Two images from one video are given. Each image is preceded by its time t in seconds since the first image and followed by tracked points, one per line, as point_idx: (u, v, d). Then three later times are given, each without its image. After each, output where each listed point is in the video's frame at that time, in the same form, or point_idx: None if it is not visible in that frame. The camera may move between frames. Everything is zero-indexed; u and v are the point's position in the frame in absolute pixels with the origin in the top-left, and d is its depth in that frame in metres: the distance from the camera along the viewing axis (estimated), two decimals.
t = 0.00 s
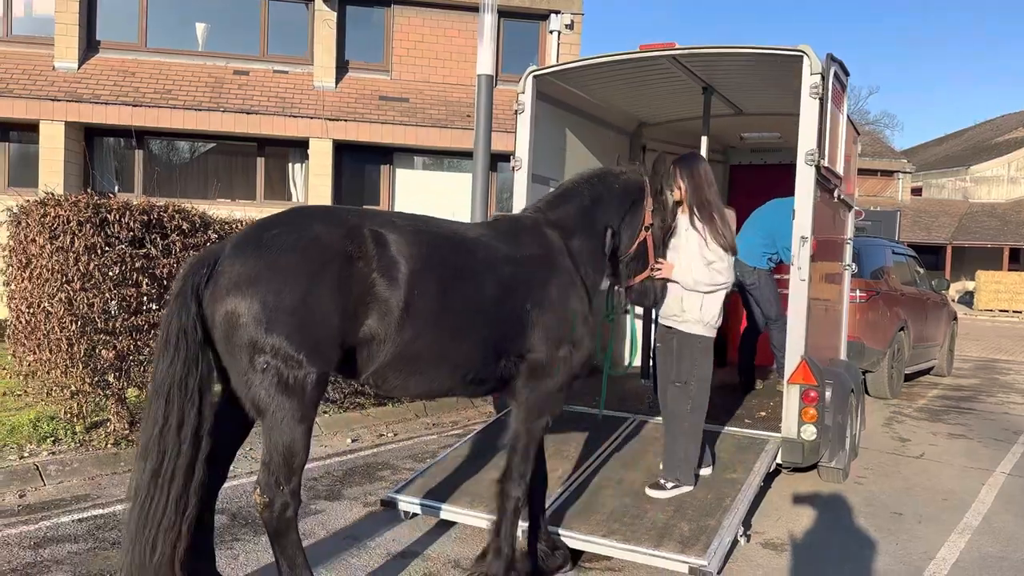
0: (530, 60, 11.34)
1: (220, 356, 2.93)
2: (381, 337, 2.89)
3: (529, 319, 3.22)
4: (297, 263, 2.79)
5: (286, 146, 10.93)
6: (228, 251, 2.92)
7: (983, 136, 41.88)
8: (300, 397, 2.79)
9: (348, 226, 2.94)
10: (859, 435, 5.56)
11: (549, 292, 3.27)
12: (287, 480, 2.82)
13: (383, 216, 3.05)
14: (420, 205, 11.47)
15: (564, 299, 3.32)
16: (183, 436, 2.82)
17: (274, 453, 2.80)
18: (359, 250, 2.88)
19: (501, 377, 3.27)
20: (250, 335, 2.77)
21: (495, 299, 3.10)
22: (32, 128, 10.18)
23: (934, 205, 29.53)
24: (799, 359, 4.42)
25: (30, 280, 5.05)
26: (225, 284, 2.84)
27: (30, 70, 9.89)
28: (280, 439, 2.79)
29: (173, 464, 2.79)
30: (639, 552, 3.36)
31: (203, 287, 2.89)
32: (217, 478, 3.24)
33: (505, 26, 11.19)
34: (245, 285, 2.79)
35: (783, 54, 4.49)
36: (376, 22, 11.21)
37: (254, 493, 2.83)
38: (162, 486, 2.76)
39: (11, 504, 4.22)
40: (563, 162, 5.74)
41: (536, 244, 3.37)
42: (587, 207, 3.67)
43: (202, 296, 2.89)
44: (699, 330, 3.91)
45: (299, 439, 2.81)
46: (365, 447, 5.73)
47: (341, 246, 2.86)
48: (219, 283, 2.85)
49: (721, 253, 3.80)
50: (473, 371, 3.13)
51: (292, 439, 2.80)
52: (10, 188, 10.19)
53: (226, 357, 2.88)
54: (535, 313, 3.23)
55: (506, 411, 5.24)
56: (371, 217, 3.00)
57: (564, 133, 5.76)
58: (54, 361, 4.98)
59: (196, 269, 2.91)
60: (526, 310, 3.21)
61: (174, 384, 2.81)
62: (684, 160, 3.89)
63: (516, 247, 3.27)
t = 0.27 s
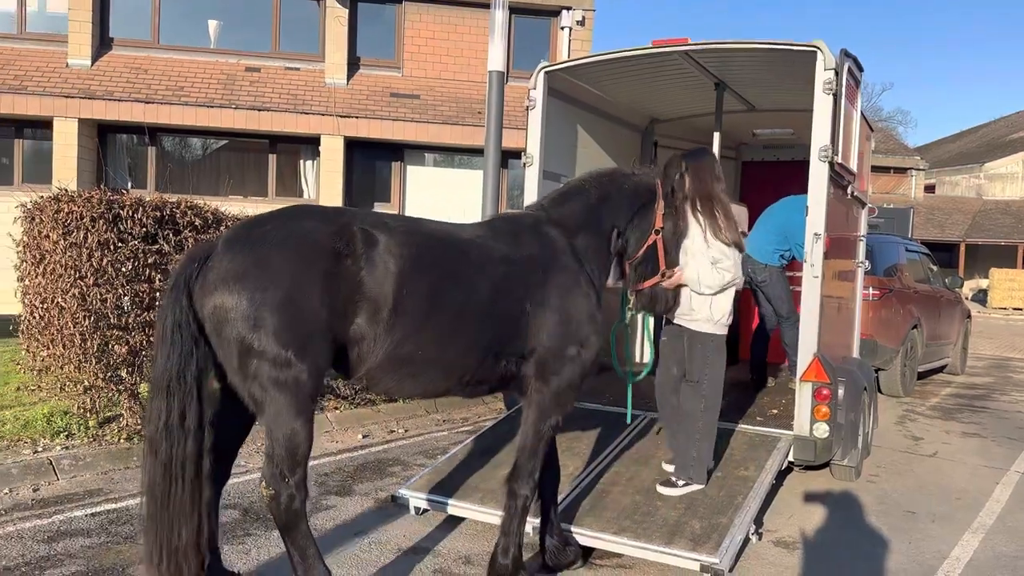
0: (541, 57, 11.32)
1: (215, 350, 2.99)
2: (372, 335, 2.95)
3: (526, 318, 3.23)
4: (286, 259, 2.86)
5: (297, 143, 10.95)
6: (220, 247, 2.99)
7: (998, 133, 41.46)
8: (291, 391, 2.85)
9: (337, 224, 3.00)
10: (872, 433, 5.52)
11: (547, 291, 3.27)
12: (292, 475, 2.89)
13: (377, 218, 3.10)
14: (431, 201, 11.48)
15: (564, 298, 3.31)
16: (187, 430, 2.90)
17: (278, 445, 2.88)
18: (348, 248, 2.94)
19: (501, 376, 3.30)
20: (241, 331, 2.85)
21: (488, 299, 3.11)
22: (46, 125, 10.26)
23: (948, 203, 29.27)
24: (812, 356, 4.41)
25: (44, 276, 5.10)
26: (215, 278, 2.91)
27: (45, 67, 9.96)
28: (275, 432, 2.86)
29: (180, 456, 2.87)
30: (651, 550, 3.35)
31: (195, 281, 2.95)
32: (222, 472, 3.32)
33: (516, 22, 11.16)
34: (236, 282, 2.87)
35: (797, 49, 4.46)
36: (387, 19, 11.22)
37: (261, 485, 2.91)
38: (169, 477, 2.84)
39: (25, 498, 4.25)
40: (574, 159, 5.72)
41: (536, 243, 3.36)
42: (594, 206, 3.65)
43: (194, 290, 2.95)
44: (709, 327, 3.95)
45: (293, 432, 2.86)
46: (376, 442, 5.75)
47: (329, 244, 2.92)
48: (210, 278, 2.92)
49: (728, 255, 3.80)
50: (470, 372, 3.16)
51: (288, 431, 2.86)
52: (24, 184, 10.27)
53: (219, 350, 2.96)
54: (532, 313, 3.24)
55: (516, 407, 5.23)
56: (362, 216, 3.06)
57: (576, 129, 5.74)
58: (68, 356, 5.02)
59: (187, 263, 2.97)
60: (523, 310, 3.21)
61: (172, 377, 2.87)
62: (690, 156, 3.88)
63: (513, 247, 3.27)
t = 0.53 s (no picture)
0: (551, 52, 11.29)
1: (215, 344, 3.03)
2: (374, 335, 2.97)
3: (529, 316, 3.23)
4: (287, 257, 2.89)
5: (307, 140, 10.97)
6: (221, 242, 3.00)
7: (1012, 127, 41.07)
8: (290, 389, 2.88)
9: (338, 224, 3.01)
10: (884, 429, 5.49)
11: (552, 288, 3.27)
12: (272, 457, 2.90)
13: (377, 218, 3.10)
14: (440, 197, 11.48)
15: (569, 297, 3.30)
16: (190, 423, 2.94)
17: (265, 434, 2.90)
18: (348, 249, 2.95)
19: (503, 375, 3.33)
20: (243, 328, 2.89)
21: (490, 300, 3.12)
22: (58, 122, 10.32)
23: (961, 198, 29.05)
24: (824, 352, 4.38)
25: (57, 272, 5.16)
26: (215, 274, 2.93)
27: (56, 64, 10.02)
28: (271, 426, 2.90)
29: (185, 450, 2.90)
30: (662, 546, 3.34)
31: (195, 276, 2.97)
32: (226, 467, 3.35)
33: (526, 17, 11.13)
34: (236, 279, 2.89)
35: (809, 43, 4.42)
36: (397, 15, 11.22)
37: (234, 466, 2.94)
38: (175, 468, 2.86)
39: (39, 493, 4.29)
40: (584, 154, 5.70)
41: (541, 241, 3.36)
42: (602, 201, 3.66)
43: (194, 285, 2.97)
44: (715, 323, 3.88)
45: (291, 425, 2.90)
46: (387, 438, 5.76)
47: (330, 245, 2.93)
48: (210, 273, 2.94)
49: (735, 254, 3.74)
50: (472, 371, 3.19)
51: (282, 424, 2.89)
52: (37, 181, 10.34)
53: (220, 346, 3.00)
54: (537, 312, 3.24)
55: (525, 403, 5.23)
56: (362, 217, 3.06)
57: (586, 125, 5.72)
58: (81, 352, 5.08)
59: (188, 259, 2.99)
60: (526, 309, 3.22)
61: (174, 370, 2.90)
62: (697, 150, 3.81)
63: (516, 245, 3.28)
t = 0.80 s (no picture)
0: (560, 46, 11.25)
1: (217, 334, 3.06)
2: (376, 332, 2.99)
3: (538, 311, 3.23)
4: (287, 251, 2.87)
5: (316, 135, 10.98)
6: (226, 234, 3.01)
7: None
8: (281, 384, 2.88)
9: (345, 220, 3.00)
10: (896, 423, 5.46)
11: (560, 283, 3.26)
12: (227, 434, 2.87)
13: (383, 215, 3.10)
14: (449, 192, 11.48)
15: (577, 292, 3.29)
16: (185, 411, 3.02)
17: (226, 422, 2.88)
18: (353, 247, 2.95)
19: (513, 371, 3.32)
20: (240, 321, 2.89)
21: (497, 295, 3.12)
22: (68, 118, 10.37)
23: (972, 191, 28.84)
24: (835, 346, 4.37)
25: (68, 267, 5.16)
26: (218, 265, 2.94)
27: (66, 61, 10.06)
28: (246, 417, 2.88)
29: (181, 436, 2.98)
30: (673, 540, 3.34)
31: (199, 266, 3.00)
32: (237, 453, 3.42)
33: (534, 11, 11.10)
34: (237, 271, 2.89)
35: (820, 35, 4.39)
36: (405, 9, 11.20)
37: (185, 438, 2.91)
38: (164, 454, 2.94)
39: (51, 487, 4.32)
40: (593, 148, 5.68)
41: (550, 235, 3.35)
42: (611, 197, 3.65)
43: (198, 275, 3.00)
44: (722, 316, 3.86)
45: (269, 418, 2.92)
46: (396, 432, 5.78)
47: (334, 241, 2.92)
48: (213, 263, 2.96)
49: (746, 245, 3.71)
50: (480, 368, 3.19)
51: (250, 413, 2.88)
52: (48, 178, 10.40)
53: (217, 337, 3.01)
54: (545, 306, 3.23)
55: (535, 397, 5.23)
56: (370, 213, 3.07)
57: (595, 118, 5.70)
58: (93, 347, 5.10)
59: (195, 248, 3.02)
60: (534, 303, 3.21)
61: (179, 360, 2.99)
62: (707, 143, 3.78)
63: (524, 240, 3.27)
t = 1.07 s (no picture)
0: (568, 39, 11.23)
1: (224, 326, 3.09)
2: (382, 325, 3.00)
3: (546, 305, 3.24)
4: (295, 245, 2.90)
5: (325, 131, 11.01)
6: (233, 226, 3.03)
7: None
8: (290, 376, 2.90)
9: (351, 212, 3.02)
10: (906, 415, 5.45)
11: (568, 277, 3.27)
12: (251, 436, 2.93)
13: (391, 208, 3.12)
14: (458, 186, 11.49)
15: (584, 285, 3.30)
16: (193, 405, 3.05)
17: (247, 424, 2.92)
18: (359, 239, 2.96)
19: (520, 363, 3.33)
20: (248, 313, 2.91)
21: (504, 288, 3.13)
22: (79, 115, 10.44)
23: (984, 183, 28.62)
24: (845, 338, 4.37)
25: (80, 262, 5.20)
26: (225, 257, 2.96)
27: (77, 57, 10.13)
28: (259, 413, 2.92)
29: (186, 427, 3.02)
30: (682, 531, 3.36)
31: (206, 259, 3.01)
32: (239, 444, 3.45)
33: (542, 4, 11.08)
34: (244, 264, 2.91)
35: (830, 26, 4.37)
36: (413, 4, 11.20)
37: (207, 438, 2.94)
38: (175, 448, 2.98)
39: (66, 479, 4.37)
40: (601, 141, 5.68)
41: (558, 229, 3.36)
42: (619, 191, 3.66)
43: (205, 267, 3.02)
44: (732, 307, 3.85)
45: (281, 414, 2.94)
46: (407, 425, 5.81)
47: (340, 233, 2.94)
48: (221, 255, 2.97)
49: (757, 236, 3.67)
50: (487, 361, 3.21)
51: (267, 410, 2.92)
52: (60, 174, 10.48)
53: (225, 329, 3.03)
54: (552, 299, 3.24)
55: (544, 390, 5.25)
56: (377, 206, 3.08)
57: (603, 111, 5.69)
58: (105, 341, 5.15)
59: (202, 240, 3.03)
60: (541, 296, 3.22)
61: (186, 351, 3.03)
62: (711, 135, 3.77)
63: (532, 233, 3.29)
